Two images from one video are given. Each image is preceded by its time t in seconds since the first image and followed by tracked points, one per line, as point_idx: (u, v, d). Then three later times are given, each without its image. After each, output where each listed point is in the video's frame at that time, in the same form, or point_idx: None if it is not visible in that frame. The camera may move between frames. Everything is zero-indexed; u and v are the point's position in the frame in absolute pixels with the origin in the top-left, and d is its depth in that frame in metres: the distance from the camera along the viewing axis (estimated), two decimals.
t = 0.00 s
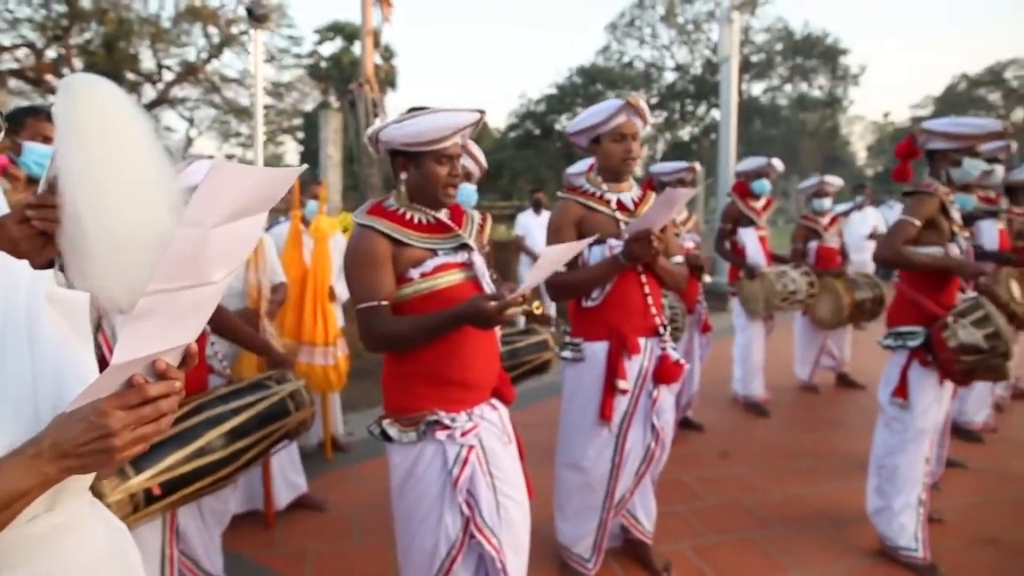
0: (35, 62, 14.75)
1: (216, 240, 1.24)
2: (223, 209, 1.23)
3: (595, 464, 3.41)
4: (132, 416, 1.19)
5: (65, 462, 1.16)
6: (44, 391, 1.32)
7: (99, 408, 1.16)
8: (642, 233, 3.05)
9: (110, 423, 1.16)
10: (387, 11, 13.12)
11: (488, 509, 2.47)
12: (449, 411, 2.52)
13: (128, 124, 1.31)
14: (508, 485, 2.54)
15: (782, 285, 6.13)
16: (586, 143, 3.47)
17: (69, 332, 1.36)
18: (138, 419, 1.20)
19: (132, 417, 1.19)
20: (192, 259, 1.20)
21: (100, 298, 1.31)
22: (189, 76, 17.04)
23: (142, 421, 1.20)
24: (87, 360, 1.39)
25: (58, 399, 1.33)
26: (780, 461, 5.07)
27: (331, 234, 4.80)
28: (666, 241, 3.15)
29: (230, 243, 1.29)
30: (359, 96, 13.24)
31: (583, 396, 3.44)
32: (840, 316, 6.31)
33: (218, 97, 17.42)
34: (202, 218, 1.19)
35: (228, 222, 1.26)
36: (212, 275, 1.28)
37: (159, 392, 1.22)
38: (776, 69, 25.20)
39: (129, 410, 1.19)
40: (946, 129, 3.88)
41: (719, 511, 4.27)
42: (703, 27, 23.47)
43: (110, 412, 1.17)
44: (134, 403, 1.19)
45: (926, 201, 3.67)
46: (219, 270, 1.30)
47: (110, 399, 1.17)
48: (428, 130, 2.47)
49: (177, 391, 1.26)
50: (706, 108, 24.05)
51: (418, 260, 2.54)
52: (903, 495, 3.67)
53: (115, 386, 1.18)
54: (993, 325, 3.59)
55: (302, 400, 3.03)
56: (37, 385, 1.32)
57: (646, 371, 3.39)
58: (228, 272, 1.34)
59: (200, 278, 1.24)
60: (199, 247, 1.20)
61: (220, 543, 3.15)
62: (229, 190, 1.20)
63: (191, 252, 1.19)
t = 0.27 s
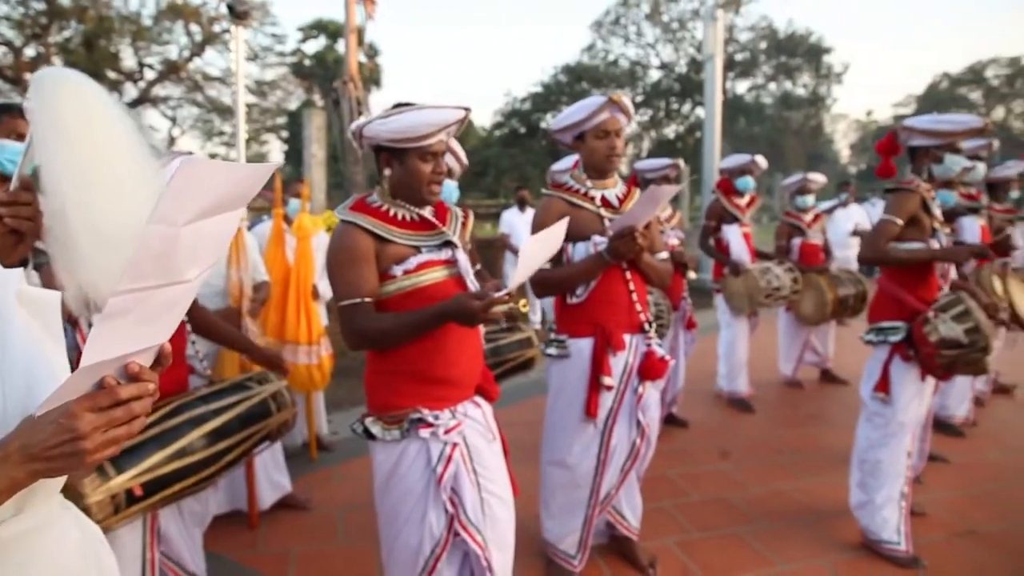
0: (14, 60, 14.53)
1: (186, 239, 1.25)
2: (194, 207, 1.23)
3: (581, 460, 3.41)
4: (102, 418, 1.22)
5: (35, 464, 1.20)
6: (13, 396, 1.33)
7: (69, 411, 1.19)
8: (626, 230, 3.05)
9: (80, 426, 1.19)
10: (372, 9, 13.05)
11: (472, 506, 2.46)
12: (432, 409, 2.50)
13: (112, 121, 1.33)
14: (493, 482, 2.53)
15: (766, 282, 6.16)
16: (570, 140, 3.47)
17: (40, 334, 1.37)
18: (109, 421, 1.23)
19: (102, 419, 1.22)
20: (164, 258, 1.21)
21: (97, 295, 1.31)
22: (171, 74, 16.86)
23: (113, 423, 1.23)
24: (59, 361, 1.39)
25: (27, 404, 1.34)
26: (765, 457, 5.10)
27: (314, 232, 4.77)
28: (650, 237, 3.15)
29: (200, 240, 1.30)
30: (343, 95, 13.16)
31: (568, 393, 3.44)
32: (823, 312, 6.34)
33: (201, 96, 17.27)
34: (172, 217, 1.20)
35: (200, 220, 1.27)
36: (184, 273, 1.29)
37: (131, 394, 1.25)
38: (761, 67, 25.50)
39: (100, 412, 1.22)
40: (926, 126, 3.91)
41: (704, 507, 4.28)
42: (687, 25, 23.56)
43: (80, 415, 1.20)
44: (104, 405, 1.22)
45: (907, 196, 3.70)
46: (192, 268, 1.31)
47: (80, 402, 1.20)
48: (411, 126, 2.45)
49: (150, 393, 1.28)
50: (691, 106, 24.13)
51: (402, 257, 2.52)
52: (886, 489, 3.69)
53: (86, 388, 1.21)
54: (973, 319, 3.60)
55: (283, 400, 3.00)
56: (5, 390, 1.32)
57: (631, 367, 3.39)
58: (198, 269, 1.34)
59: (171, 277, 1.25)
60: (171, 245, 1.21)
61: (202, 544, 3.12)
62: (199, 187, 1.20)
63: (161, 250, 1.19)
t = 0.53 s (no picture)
0: None
1: (173, 241, 1.24)
2: (182, 211, 1.22)
3: (569, 454, 3.40)
4: (73, 418, 1.23)
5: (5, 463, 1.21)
6: None
7: (39, 410, 1.20)
8: (616, 224, 3.04)
9: (50, 425, 1.21)
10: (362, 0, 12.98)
11: (460, 501, 2.44)
12: (419, 403, 2.48)
13: (85, 115, 1.33)
14: (481, 476, 2.52)
15: (756, 276, 6.16)
16: (559, 133, 3.44)
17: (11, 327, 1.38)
18: (80, 420, 1.24)
19: (73, 419, 1.23)
20: (150, 260, 1.20)
21: (54, 291, 1.28)
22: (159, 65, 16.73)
23: (84, 422, 1.24)
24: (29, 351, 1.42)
25: None
26: (754, 450, 5.11)
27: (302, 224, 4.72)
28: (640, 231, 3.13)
29: (186, 243, 1.29)
30: (333, 87, 13.09)
31: (557, 387, 3.43)
32: (812, 305, 6.36)
33: (189, 87, 17.09)
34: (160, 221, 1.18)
35: (186, 223, 1.26)
36: (167, 274, 1.28)
37: (102, 394, 1.25)
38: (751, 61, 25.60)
39: (70, 411, 1.23)
40: (915, 120, 3.91)
41: (693, 500, 4.29)
42: (678, 18, 23.57)
43: (50, 414, 1.21)
44: (74, 405, 1.23)
45: (895, 188, 3.71)
46: (173, 268, 1.31)
47: (49, 402, 1.21)
48: (400, 118, 2.42)
49: (122, 392, 1.29)
50: (682, 100, 24.12)
51: (389, 250, 2.50)
52: (874, 482, 3.71)
53: (56, 388, 1.22)
54: (959, 313, 3.60)
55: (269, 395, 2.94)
56: None
57: (620, 361, 3.38)
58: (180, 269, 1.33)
59: (155, 278, 1.24)
60: (157, 248, 1.20)
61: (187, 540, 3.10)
62: (189, 192, 1.19)
63: (147, 253, 1.18)
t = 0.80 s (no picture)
0: None
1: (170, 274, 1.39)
2: (183, 249, 1.38)
3: (561, 453, 3.38)
4: (30, 426, 1.23)
5: None
6: None
7: None
8: (609, 224, 3.01)
9: (6, 434, 1.21)
10: None
11: (450, 502, 2.42)
12: (409, 402, 2.46)
13: (66, 111, 1.30)
14: (471, 476, 2.49)
15: (750, 273, 6.14)
16: (553, 129, 3.41)
17: None
18: (38, 429, 1.24)
19: (29, 427, 1.23)
20: (146, 290, 1.33)
21: (26, 292, 1.28)
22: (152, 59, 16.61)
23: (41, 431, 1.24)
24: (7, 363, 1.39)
25: None
26: (747, 448, 5.10)
27: (293, 220, 4.67)
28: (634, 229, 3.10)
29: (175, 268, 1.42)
30: (327, 82, 13.02)
31: (549, 385, 3.40)
32: (806, 303, 6.35)
33: (183, 82, 16.99)
34: (164, 258, 1.34)
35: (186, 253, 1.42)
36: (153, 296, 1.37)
37: (62, 401, 1.24)
38: (746, 57, 25.61)
39: (28, 420, 1.23)
40: (910, 117, 3.89)
41: (686, 499, 4.27)
42: (674, 15, 23.55)
43: (7, 423, 1.21)
44: (31, 414, 1.23)
45: (889, 187, 3.69)
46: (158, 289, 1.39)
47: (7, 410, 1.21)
48: (391, 115, 2.38)
49: (87, 401, 1.28)
50: (677, 96, 24.10)
51: (379, 248, 2.47)
52: (867, 481, 3.70)
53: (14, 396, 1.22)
54: (953, 311, 3.58)
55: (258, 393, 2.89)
56: None
57: (613, 360, 3.36)
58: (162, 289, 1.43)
59: (146, 301, 1.35)
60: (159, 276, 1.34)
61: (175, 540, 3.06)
62: (199, 229, 1.39)
63: (147, 286, 1.32)
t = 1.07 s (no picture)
0: None
1: (141, 272, 1.34)
2: (152, 247, 1.32)
3: (558, 456, 3.35)
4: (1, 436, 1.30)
5: None
6: None
7: None
8: (605, 225, 2.98)
9: None
10: None
11: (444, 507, 2.38)
12: (402, 406, 2.42)
13: (43, 105, 1.25)
14: (465, 480, 2.46)
15: (748, 273, 6.11)
16: (548, 128, 3.38)
17: None
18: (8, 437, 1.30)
19: None
20: (115, 291, 1.29)
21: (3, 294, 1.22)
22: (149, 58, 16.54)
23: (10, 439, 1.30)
24: None
25: None
26: (745, 449, 5.07)
27: (288, 220, 4.63)
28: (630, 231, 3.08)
29: (152, 271, 1.38)
30: (324, 80, 12.96)
31: (545, 387, 3.37)
32: (804, 303, 6.33)
33: (180, 80, 16.92)
34: (132, 255, 1.28)
35: (160, 252, 1.37)
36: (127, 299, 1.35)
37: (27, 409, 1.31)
38: (743, 57, 25.60)
39: None
40: (909, 117, 3.86)
41: (684, 501, 4.25)
42: (672, 13, 23.53)
43: None
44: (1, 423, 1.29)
45: (886, 188, 3.66)
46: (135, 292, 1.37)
47: None
48: (372, 106, 2.34)
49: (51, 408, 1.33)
50: (675, 95, 24.07)
51: (371, 248, 2.43)
52: (867, 484, 3.67)
53: None
54: (953, 313, 3.57)
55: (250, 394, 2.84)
56: None
57: (609, 362, 3.33)
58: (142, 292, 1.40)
59: (115, 304, 1.32)
60: (127, 278, 1.30)
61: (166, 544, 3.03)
62: (170, 226, 1.33)
63: (112, 285, 1.27)
